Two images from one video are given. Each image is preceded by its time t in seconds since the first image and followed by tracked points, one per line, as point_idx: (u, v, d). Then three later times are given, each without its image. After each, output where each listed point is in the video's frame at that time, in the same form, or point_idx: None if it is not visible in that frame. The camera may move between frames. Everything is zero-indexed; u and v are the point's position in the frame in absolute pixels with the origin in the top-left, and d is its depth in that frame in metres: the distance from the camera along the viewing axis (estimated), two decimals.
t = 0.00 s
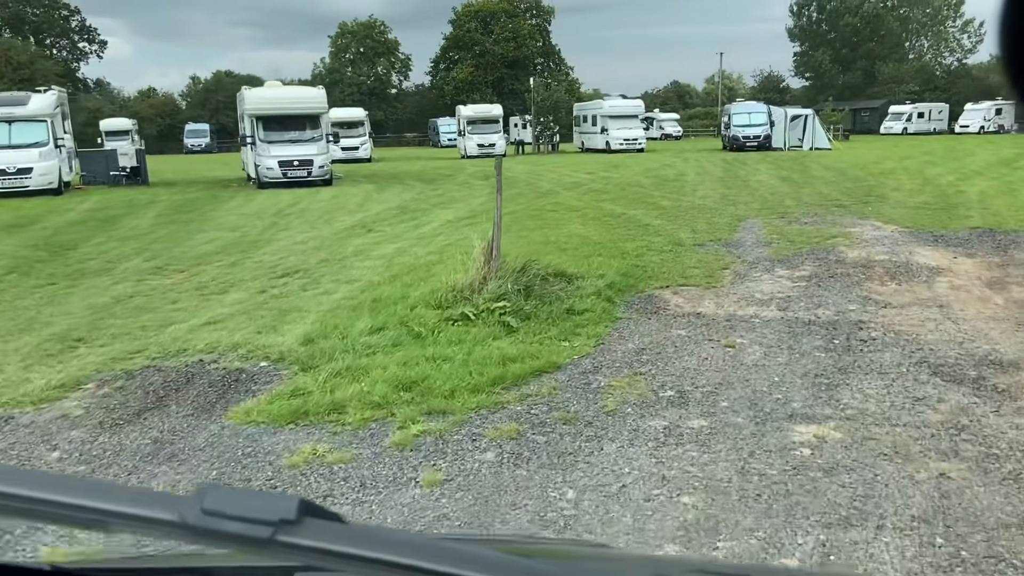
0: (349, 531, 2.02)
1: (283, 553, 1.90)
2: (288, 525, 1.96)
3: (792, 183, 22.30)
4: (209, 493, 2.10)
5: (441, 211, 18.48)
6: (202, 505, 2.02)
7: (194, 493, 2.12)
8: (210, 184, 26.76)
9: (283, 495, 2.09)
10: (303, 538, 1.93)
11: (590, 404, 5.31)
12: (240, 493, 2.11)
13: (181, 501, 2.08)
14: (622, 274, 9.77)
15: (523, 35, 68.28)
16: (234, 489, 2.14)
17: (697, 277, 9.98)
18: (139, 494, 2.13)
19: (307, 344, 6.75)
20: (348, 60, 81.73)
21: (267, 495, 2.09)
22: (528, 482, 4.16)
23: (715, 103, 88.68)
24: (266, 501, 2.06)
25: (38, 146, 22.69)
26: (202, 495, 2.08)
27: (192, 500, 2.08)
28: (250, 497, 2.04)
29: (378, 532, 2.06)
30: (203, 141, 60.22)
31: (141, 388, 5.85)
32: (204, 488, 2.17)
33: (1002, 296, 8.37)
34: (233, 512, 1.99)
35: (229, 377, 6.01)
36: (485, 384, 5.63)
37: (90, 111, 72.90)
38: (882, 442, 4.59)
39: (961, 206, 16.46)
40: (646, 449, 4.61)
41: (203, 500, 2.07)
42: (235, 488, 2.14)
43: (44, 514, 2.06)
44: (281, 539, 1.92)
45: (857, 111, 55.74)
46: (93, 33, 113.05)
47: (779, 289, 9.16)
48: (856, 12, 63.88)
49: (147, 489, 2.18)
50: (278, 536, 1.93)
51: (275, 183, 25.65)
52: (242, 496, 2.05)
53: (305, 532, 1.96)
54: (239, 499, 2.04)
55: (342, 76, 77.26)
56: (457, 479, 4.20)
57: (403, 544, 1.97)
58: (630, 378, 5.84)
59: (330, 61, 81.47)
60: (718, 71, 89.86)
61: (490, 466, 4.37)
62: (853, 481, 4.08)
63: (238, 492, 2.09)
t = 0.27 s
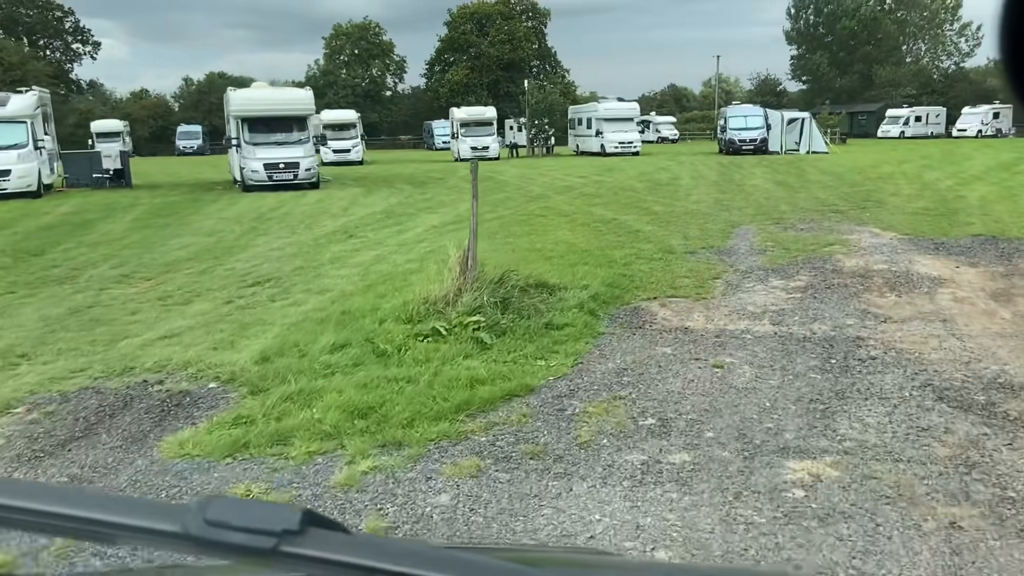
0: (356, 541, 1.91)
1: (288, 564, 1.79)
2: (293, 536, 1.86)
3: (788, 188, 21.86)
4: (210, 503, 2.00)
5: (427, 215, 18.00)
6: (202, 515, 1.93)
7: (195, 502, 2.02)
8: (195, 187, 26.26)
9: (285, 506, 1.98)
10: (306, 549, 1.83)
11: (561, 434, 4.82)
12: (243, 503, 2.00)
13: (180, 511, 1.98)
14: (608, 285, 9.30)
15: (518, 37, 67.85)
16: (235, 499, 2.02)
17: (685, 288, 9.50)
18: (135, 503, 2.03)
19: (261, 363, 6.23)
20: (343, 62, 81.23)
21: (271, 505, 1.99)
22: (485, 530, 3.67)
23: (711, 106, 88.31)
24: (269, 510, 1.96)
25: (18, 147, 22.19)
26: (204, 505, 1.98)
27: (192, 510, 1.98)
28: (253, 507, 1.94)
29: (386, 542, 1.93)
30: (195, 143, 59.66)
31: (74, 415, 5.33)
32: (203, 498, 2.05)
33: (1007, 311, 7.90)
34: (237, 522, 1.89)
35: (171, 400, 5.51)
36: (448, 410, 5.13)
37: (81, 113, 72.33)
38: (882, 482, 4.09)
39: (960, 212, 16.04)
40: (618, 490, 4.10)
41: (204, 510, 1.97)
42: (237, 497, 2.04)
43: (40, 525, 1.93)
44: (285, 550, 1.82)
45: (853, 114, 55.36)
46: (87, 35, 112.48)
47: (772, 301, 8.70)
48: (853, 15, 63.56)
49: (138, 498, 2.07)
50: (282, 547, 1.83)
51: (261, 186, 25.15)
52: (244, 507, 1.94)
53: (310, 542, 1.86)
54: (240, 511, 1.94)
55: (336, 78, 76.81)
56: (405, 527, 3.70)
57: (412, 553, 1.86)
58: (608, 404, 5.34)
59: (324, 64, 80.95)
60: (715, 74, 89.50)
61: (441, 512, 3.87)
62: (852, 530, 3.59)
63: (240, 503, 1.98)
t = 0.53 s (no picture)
0: (370, 548, 1.75)
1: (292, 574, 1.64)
2: (299, 542, 1.71)
3: (784, 191, 21.46)
4: (217, 509, 1.85)
5: (413, 219, 17.55)
6: (208, 521, 1.77)
7: (199, 509, 1.88)
8: (180, 190, 25.78)
9: (295, 510, 1.83)
10: (314, 556, 1.68)
11: (525, 469, 4.35)
12: (251, 508, 1.84)
13: (185, 518, 1.83)
14: (591, 296, 8.84)
15: (514, 39, 67.41)
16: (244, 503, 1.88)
17: (673, 299, 9.04)
18: (135, 507, 1.89)
19: (208, 384, 5.74)
20: (337, 63, 80.74)
21: (280, 511, 1.84)
22: None
23: (708, 109, 87.99)
24: (276, 516, 1.80)
25: None
26: (208, 511, 1.83)
27: (196, 517, 1.82)
28: (261, 512, 1.79)
29: (400, 550, 1.79)
30: (187, 144, 59.13)
31: None
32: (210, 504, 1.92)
33: (1011, 325, 7.46)
34: (240, 527, 1.73)
35: (102, 428, 5.02)
36: (404, 440, 4.66)
37: (74, 115, 71.70)
38: (881, 532, 3.61)
39: (960, 217, 15.62)
40: (583, 539, 3.62)
41: (209, 516, 1.82)
42: (242, 503, 1.90)
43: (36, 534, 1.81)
44: (290, 556, 1.67)
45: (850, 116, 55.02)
46: (82, 36, 111.94)
47: (764, 313, 8.23)
48: (850, 18, 63.25)
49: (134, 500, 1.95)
50: (287, 553, 1.67)
51: (246, 189, 24.69)
52: (251, 512, 1.80)
53: (317, 549, 1.71)
54: (247, 514, 1.80)
55: (331, 79, 76.31)
56: None
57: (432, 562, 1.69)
58: (580, 433, 4.85)
59: (319, 65, 80.45)
60: (711, 76, 89.24)
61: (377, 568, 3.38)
62: None
63: (246, 507, 1.83)
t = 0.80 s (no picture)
0: (366, 542, 1.86)
1: (294, 566, 1.74)
2: (298, 536, 1.80)
3: (778, 195, 21.03)
4: (216, 501, 1.93)
5: (397, 224, 17.07)
6: (209, 514, 1.86)
7: (199, 502, 1.95)
8: (163, 194, 25.27)
9: (296, 504, 1.92)
10: (314, 549, 1.78)
11: (474, 518, 3.85)
12: (253, 501, 1.93)
13: (187, 511, 1.90)
14: (570, 309, 8.35)
15: (509, 41, 66.91)
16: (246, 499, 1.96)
17: (657, 312, 8.55)
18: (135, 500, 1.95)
19: (141, 412, 5.24)
20: (331, 65, 80.20)
21: (281, 504, 1.93)
22: None
23: (705, 112, 87.59)
24: (274, 509, 1.89)
25: None
26: (209, 505, 1.91)
27: (198, 509, 1.90)
28: (261, 505, 1.88)
29: (394, 543, 1.89)
30: (177, 146, 58.52)
31: None
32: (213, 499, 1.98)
33: (1015, 343, 7.00)
34: (240, 520, 1.82)
35: (11, 467, 4.51)
36: (347, 481, 4.17)
37: (65, 117, 71.00)
38: None
39: (958, 223, 15.17)
40: None
41: (210, 509, 1.91)
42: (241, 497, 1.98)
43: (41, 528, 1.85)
44: (289, 550, 1.76)
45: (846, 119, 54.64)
46: (75, 38, 111.28)
47: (754, 330, 7.76)
48: (846, 20, 62.91)
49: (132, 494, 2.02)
50: (287, 546, 1.77)
51: (230, 193, 24.21)
52: (251, 505, 1.88)
53: (315, 544, 1.80)
54: (247, 508, 1.88)
55: (324, 81, 75.76)
56: None
57: (425, 555, 1.82)
58: (543, 472, 4.36)
59: (312, 67, 79.88)
60: (708, 79, 88.86)
61: None
62: None
63: (246, 500, 1.92)
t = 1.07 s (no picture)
0: (350, 535, 2.07)
1: (285, 558, 1.94)
2: (289, 530, 2.01)
3: (771, 198, 20.60)
4: (209, 498, 2.16)
5: (379, 228, 16.59)
6: (203, 509, 2.08)
7: (192, 498, 2.19)
8: (146, 197, 24.77)
9: (282, 500, 2.13)
10: (302, 543, 1.98)
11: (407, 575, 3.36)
12: (242, 496, 2.16)
13: (179, 506, 2.15)
14: (546, 321, 7.88)
15: (503, 41, 66.42)
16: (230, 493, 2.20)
17: (639, 323, 8.09)
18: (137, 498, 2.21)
19: (58, 443, 4.75)
20: (325, 67, 79.63)
21: (265, 499, 2.14)
22: None
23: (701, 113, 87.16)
24: (265, 505, 2.10)
25: None
26: (202, 500, 2.14)
27: (191, 505, 2.13)
28: (252, 501, 2.09)
29: (372, 536, 2.09)
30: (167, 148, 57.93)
31: None
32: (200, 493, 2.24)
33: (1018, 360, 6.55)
34: (235, 516, 2.03)
35: None
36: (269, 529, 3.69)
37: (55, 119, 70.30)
38: None
39: (955, 227, 14.75)
40: None
41: (203, 505, 2.13)
42: (231, 493, 2.20)
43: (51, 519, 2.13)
44: (282, 543, 1.97)
45: (842, 120, 54.25)
46: (68, 39, 110.58)
47: (740, 344, 7.30)
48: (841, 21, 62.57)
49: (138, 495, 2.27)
50: (279, 540, 1.97)
51: (213, 195, 23.76)
52: (242, 501, 2.10)
53: (305, 537, 2.01)
54: (240, 505, 2.09)
55: (318, 82, 75.17)
56: None
57: (403, 546, 2.02)
58: (494, 515, 3.90)
59: (305, 69, 79.30)
60: (704, 81, 88.45)
61: None
62: None
63: (238, 497, 2.14)
